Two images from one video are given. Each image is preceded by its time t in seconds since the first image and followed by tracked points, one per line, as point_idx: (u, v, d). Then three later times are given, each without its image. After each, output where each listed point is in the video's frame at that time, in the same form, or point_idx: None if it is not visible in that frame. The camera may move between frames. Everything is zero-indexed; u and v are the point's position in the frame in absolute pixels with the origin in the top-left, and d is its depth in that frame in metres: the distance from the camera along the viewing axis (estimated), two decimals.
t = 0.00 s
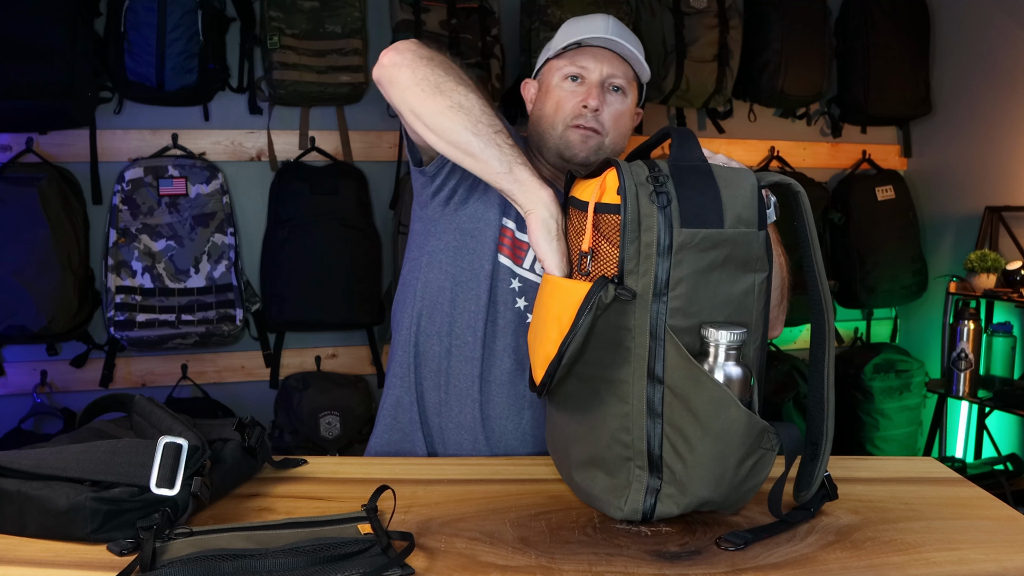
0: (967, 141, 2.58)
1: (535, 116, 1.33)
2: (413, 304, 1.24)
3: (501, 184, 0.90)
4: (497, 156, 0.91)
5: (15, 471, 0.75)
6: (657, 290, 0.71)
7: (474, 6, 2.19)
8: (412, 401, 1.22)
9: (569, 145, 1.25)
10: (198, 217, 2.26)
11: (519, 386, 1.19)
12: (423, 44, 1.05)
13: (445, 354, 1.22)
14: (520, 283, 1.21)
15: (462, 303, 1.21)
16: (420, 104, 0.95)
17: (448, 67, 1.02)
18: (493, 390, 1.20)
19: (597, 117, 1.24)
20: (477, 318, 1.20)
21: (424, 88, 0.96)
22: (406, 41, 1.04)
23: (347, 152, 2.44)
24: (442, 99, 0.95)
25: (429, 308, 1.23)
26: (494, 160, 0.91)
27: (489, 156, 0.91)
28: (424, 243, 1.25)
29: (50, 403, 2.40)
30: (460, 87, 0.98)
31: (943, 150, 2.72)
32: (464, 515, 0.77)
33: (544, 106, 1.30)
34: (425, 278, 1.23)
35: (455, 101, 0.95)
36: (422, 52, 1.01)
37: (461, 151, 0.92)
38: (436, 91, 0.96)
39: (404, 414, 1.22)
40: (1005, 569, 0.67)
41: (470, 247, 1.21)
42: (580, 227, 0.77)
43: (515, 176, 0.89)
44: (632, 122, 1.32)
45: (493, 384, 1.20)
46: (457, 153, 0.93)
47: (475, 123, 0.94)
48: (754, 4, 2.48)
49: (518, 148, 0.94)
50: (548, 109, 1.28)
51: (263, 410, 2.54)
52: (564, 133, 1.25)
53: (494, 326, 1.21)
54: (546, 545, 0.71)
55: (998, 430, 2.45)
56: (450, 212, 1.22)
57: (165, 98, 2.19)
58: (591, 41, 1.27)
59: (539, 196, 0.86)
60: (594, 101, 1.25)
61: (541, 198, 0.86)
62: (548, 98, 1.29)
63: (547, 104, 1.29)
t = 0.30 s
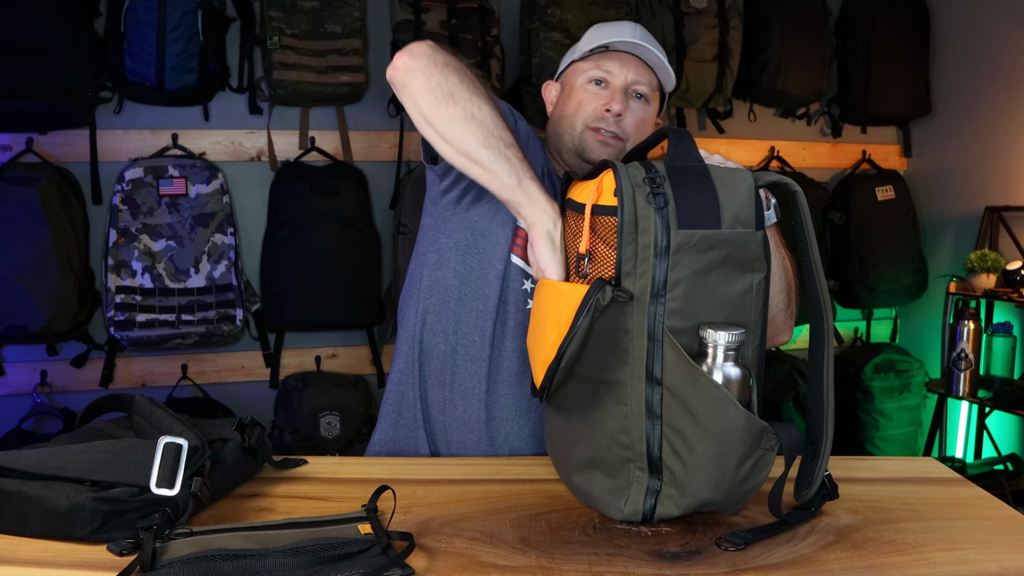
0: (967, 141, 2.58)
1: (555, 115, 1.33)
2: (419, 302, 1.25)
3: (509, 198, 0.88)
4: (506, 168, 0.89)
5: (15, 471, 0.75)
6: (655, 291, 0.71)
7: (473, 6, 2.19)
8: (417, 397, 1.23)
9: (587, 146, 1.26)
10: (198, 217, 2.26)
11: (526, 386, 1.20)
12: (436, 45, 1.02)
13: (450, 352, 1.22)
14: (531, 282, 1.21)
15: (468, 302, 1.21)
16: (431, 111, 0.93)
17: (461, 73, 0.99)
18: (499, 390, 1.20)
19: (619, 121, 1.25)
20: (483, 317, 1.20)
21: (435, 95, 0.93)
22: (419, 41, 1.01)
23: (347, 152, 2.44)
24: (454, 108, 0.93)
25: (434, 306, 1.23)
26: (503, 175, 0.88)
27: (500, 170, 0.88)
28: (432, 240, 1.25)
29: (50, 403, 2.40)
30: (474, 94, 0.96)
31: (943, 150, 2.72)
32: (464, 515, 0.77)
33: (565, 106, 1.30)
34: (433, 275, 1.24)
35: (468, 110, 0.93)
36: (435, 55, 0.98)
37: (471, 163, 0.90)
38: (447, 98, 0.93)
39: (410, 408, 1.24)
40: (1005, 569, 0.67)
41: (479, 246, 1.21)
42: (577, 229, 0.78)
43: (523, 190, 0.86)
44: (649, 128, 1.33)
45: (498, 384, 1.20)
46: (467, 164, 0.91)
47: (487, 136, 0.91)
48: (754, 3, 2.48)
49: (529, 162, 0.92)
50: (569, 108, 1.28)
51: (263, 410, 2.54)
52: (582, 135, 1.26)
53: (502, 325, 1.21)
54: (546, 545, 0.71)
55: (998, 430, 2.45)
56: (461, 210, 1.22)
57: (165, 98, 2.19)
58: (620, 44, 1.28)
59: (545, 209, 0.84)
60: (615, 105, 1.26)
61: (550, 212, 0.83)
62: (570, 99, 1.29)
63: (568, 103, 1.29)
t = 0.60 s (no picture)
0: (967, 141, 2.58)
1: (551, 116, 1.32)
2: (420, 303, 1.26)
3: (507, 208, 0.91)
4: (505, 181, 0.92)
5: (15, 471, 0.75)
6: (655, 290, 0.72)
7: (473, 6, 2.19)
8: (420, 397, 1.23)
9: (587, 144, 1.24)
10: (198, 217, 2.26)
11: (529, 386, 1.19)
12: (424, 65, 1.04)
13: (451, 353, 1.22)
14: (533, 283, 1.20)
15: (466, 302, 1.22)
16: (421, 133, 0.96)
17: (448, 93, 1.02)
18: (501, 389, 1.20)
19: (616, 117, 1.24)
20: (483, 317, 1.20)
21: (425, 118, 0.96)
22: (406, 63, 1.02)
23: (347, 152, 2.44)
24: (443, 128, 0.96)
25: (434, 307, 1.24)
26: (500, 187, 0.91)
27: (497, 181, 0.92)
28: (433, 244, 1.27)
29: (50, 403, 2.40)
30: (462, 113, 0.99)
31: (943, 150, 2.72)
32: (464, 515, 0.77)
33: (561, 106, 1.29)
34: (431, 276, 1.25)
35: (458, 128, 0.96)
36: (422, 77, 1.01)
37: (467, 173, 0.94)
38: (437, 119, 0.96)
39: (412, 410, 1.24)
40: (1005, 569, 0.67)
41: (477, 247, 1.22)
42: (580, 229, 0.78)
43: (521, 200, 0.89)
44: (645, 125, 1.32)
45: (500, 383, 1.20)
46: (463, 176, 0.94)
47: (482, 147, 0.95)
48: (754, 3, 2.48)
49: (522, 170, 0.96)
50: (565, 108, 1.27)
51: (262, 410, 2.54)
52: (581, 133, 1.24)
53: (504, 325, 1.21)
54: (546, 545, 0.71)
55: (998, 430, 2.45)
56: (460, 215, 1.24)
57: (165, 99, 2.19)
58: (614, 40, 1.28)
59: (542, 215, 0.86)
60: (612, 101, 1.25)
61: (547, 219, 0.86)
62: (566, 98, 1.29)
63: (564, 103, 1.28)
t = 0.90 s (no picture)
0: (967, 141, 2.58)
1: (510, 114, 1.35)
2: (413, 318, 1.28)
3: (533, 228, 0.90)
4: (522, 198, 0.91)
5: (15, 471, 0.75)
6: (652, 289, 0.72)
7: (474, 6, 2.19)
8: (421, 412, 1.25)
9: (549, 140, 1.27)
10: (198, 217, 2.26)
11: (535, 376, 1.23)
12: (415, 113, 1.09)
13: (448, 363, 1.24)
14: (519, 279, 1.24)
15: (454, 312, 1.24)
16: (431, 175, 0.97)
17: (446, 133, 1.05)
18: (505, 387, 1.22)
19: (574, 107, 1.27)
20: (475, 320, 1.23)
21: (431, 160, 0.98)
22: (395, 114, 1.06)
23: (347, 152, 2.44)
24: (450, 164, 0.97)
25: (428, 318, 1.26)
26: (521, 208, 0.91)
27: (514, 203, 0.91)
28: (415, 265, 1.30)
29: (50, 403, 2.40)
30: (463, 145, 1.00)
31: (943, 150, 2.72)
32: (464, 515, 0.77)
33: (518, 104, 1.32)
34: (418, 291, 1.28)
35: (467, 159, 0.97)
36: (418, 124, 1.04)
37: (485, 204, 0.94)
38: (442, 158, 0.98)
39: (418, 425, 1.26)
40: (1005, 569, 0.67)
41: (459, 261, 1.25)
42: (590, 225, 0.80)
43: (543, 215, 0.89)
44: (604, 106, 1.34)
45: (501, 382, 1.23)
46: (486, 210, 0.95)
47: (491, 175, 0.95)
48: (754, 4, 2.48)
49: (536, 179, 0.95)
50: (522, 106, 1.31)
51: (263, 410, 2.54)
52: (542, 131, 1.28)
53: (496, 325, 1.24)
54: (546, 545, 0.71)
55: (998, 430, 2.45)
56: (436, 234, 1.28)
57: (164, 99, 2.19)
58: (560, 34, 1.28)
59: (565, 226, 0.86)
60: (565, 94, 1.27)
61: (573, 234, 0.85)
62: (521, 96, 1.31)
63: (520, 101, 1.31)
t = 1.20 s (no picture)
0: (967, 140, 2.58)
1: (488, 117, 1.35)
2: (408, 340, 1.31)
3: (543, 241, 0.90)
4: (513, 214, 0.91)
5: (15, 471, 0.75)
6: (660, 288, 0.72)
7: (474, 6, 2.19)
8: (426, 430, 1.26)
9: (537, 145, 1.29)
10: (198, 217, 2.26)
11: (532, 386, 1.24)
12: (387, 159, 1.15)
13: (446, 381, 1.25)
14: (506, 289, 1.27)
15: (445, 329, 1.27)
16: (414, 216, 0.98)
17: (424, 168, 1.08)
18: (507, 397, 1.23)
19: (557, 111, 1.28)
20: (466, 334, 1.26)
21: (410, 197, 0.99)
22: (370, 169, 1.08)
23: (347, 152, 2.44)
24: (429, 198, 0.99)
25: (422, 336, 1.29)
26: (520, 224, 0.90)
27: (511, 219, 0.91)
28: (401, 291, 1.33)
29: (50, 403, 2.40)
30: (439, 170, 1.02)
31: (943, 150, 2.72)
32: (464, 515, 0.77)
33: (498, 108, 1.32)
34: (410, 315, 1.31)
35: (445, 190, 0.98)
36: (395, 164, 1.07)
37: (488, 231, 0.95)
38: (422, 189, 1.00)
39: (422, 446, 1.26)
40: (1005, 569, 0.67)
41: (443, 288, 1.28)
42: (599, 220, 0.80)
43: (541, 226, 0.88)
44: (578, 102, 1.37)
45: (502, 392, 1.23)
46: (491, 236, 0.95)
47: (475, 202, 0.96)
48: (755, 3, 2.48)
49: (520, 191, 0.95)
50: (505, 109, 1.31)
51: (263, 410, 2.54)
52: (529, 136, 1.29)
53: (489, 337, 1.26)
54: (546, 545, 0.71)
55: (998, 430, 2.45)
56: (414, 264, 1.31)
57: (164, 99, 2.19)
58: (540, 45, 1.25)
59: (564, 225, 0.85)
60: (549, 98, 1.28)
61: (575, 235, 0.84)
62: (501, 100, 1.31)
63: (501, 103, 1.31)
